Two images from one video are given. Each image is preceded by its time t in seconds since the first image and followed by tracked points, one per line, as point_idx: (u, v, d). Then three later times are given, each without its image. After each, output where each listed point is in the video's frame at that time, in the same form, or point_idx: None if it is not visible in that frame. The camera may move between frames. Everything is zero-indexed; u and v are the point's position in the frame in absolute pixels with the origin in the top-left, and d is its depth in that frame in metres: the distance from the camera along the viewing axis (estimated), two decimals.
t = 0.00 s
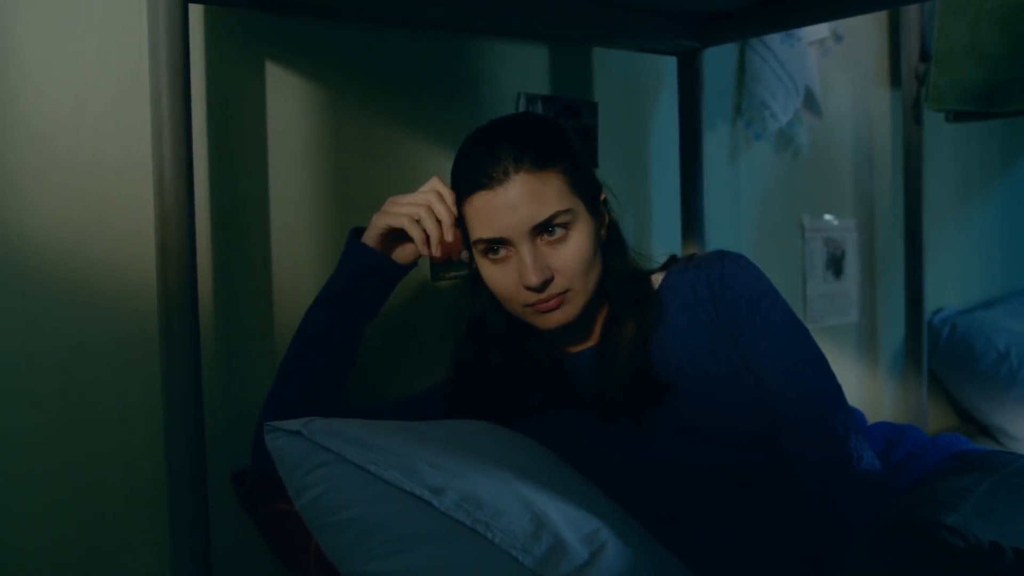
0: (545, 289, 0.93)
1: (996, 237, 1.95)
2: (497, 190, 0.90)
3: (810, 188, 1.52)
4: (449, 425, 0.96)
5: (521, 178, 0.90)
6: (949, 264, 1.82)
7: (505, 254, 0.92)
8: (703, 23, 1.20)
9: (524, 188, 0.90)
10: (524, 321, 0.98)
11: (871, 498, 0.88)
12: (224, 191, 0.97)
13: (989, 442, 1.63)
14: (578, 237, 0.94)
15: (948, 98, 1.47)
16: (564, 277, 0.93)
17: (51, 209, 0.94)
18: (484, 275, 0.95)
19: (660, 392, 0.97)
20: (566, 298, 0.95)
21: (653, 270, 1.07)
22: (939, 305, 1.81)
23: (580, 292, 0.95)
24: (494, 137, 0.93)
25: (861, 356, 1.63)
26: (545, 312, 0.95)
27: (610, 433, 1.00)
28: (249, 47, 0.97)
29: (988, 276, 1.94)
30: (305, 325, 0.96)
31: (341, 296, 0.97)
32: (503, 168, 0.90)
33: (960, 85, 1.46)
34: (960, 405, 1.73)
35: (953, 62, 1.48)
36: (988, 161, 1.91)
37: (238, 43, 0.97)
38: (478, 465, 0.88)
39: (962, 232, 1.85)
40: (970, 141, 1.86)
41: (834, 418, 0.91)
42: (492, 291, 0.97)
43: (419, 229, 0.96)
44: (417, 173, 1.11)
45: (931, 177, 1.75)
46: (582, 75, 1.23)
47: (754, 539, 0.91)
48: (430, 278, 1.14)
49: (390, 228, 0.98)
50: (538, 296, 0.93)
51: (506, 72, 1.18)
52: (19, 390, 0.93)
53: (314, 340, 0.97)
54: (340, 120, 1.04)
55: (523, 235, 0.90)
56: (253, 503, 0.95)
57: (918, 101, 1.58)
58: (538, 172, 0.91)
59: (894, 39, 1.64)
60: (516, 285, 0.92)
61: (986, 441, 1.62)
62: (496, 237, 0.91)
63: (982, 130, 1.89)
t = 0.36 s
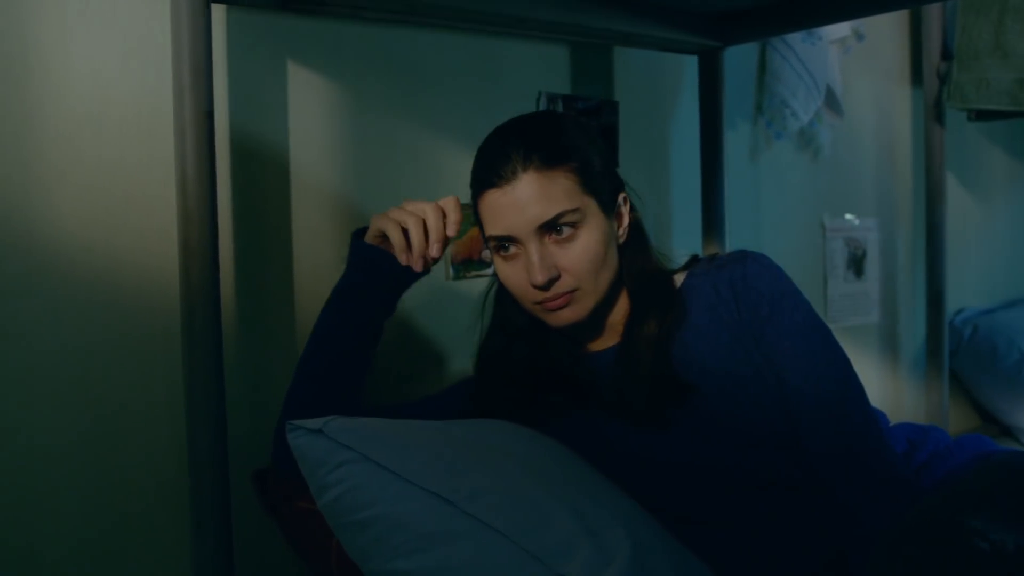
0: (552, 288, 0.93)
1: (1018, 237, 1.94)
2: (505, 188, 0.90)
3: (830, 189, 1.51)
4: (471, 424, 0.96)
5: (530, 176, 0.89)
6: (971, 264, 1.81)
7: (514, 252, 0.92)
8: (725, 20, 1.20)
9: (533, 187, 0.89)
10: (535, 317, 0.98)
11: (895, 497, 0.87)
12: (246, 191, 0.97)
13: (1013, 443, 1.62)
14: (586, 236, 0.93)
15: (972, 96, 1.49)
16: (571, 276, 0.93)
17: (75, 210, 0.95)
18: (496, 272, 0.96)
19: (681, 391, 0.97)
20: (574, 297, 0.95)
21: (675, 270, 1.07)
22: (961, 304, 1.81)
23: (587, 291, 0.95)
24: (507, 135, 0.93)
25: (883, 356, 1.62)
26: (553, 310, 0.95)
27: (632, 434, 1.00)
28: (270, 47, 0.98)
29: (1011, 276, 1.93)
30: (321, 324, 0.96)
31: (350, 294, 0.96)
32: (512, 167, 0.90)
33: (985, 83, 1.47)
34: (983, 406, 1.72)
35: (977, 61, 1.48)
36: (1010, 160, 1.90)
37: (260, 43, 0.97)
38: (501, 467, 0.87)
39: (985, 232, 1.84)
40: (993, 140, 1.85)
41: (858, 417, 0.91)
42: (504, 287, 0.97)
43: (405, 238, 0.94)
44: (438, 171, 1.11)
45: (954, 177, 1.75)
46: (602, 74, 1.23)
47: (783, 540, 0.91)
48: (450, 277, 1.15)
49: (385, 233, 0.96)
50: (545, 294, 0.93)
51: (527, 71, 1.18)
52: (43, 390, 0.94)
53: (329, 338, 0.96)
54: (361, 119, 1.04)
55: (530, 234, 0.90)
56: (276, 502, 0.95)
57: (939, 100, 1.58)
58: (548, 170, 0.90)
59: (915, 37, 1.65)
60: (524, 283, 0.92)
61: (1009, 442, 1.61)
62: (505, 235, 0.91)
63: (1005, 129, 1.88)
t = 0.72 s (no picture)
0: (556, 301, 0.90)
1: None
2: (505, 206, 0.91)
3: (847, 189, 1.51)
4: (489, 424, 0.96)
5: (527, 192, 0.89)
6: (989, 264, 1.80)
7: (518, 267, 0.91)
8: (742, 21, 1.20)
9: (530, 202, 0.89)
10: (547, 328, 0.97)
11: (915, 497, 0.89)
12: (263, 191, 0.97)
13: None
14: (588, 245, 0.91)
15: (991, 95, 1.49)
16: (575, 287, 0.91)
17: (94, 210, 0.95)
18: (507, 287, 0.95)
19: (699, 392, 0.97)
20: (580, 308, 0.92)
21: (691, 270, 1.06)
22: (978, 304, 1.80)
23: (593, 300, 0.93)
24: (506, 150, 0.93)
25: (900, 357, 1.61)
26: (562, 321, 0.93)
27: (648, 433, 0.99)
28: (287, 47, 0.98)
29: None
30: (353, 326, 0.97)
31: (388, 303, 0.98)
32: (510, 183, 0.90)
33: (1004, 81, 1.47)
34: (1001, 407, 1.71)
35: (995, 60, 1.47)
36: None
37: (276, 42, 0.97)
38: (516, 465, 0.86)
39: (1003, 231, 1.83)
40: (1010, 138, 1.84)
41: (877, 419, 0.92)
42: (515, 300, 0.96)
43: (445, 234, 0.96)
44: (455, 171, 1.11)
45: (972, 177, 1.74)
46: (618, 73, 1.23)
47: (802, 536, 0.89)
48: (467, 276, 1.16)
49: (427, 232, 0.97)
50: (549, 307, 0.91)
51: (543, 71, 1.18)
52: (62, 389, 0.94)
53: (358, 342, 0.97)
54: (377, 119, 1.04)
55: (529, 249, 0.89)
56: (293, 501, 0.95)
57: (956, 100, 1.60)
58: (542, 184, 0.89)
59: (933, 34, 1.64)
60: (529, 297, 0.91)
61: None
62: (508, 251, 0.91)
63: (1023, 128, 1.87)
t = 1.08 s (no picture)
0: (570, 308, 0.91)
1: None
2: (517, 215, 0.91)
3: (862, 189, 1.50)
4: (505, 423, 0.96)
5: (538, 201, 0.89)
6: (1004, 264, 1.79)
7: (532, 275, 0.91)
8: (756, 19, 1.20)
9: (541, 210, 0.89)
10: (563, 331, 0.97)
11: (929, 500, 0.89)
12: (281, 190, 0.97)
13: None
14: (601, 251, 0.90)
15: (1008, 93, 1.47)
16: (589, 293, 0.90)
17: (111, 209, 0.95)
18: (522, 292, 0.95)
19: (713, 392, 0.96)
20: (595, 312, 0.92)
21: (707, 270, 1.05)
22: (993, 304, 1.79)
23: (607, 303, 0.93)
24: (515, 156, 0.92)
25: (915, 357, 1.61)
26: (579, 326, 0.93)
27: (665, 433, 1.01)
28: (302, 46, 0.98)
29: None
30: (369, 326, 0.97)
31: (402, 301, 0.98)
32: (520, 190, 0.90)
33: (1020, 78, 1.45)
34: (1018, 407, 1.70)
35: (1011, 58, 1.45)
36: None
37: (292, 42, 0.97)
38: (531, 463, 0.86)
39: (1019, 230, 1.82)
40: None
41: (892, 420, 0.90)
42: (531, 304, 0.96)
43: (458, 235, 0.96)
44: (470, 170, 1.12)
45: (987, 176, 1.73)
46: (632, 71, 1.23)
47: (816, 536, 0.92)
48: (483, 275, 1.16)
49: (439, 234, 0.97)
50: (565, 313, 0.91)
51: (558, 70, 1.18)
52: (78, 388, 0.95)
53: (374, 343, 0.97)
54: (392, 119, 1.04)
55: (541, 257, 0.89)
56: (309, 500, 0.95)
57: (972, 96, 1.57)
58: (553, 192, 0.89)
59: (949, 33, 1.63)
60: (544, 304, 0.91)
61: None
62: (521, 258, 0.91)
63: None
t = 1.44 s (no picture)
0: (585, 308, 0.91)
1: None
2: (531, 215, 0.91)
3: (874, 189, 1.50)
4: (519, 423, 0.96)
5: (552, 202, 0.89)
6: (1018, 263, 1.79)
7: (546, 275, 0.91)
8: (768, 18, 1.20)
9: (555, 210, 0.89)
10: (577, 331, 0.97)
11: (945, 500, 0.88)
12: (295, 190, 0.98)
13: None
14: (615, 251, 0.90)
15: None
16: (604, 293, 0.91)
17: (124, 208, 0.96)
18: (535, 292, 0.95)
19: (726, 392, 0.96)
20: (610, 312, 0.92)
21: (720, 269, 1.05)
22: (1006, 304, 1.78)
23: (622, 303, 0.93)
24: (529, 156, 0.92)
25: (928, 357, 1.60)
26: (593, 326, 0.93)
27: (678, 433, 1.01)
28: (314, 45, 0.98)
29: None
30: (382, 325, 0.97)
31: (415, 301, 0.98)
32: (534, 190, 0.90)
33: None
34: None
35: None
36: None
37: (305, 41, 0.97)
38: (545, 461, 0.85)
39: None
40: None
41: (906, 420, 0.89)
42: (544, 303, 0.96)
43: (471, 236, 0.96)
44: (483, 169, 1.12)
45: (1000, 175, 1.73)
46: (644, 70, 1.23)
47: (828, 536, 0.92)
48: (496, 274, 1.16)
49: (452, 234, 0.97)
50: (580, 314, 0.91)
51: (570, 69, 1.18)
52: (92, 386, 0.95)
53: (389, 344, 0.97)
54: (405, 118, 1.04)
55: (556, 258, 0.89)
56: (321, 499, 0.95)
57: (987, 95, 1.56)
58: (567, 193, 0.89)
59: (963, 32, 1.63)
60: (559, 305, 0.91)
61: None
62: (535, 259, 0.91)
63: None
